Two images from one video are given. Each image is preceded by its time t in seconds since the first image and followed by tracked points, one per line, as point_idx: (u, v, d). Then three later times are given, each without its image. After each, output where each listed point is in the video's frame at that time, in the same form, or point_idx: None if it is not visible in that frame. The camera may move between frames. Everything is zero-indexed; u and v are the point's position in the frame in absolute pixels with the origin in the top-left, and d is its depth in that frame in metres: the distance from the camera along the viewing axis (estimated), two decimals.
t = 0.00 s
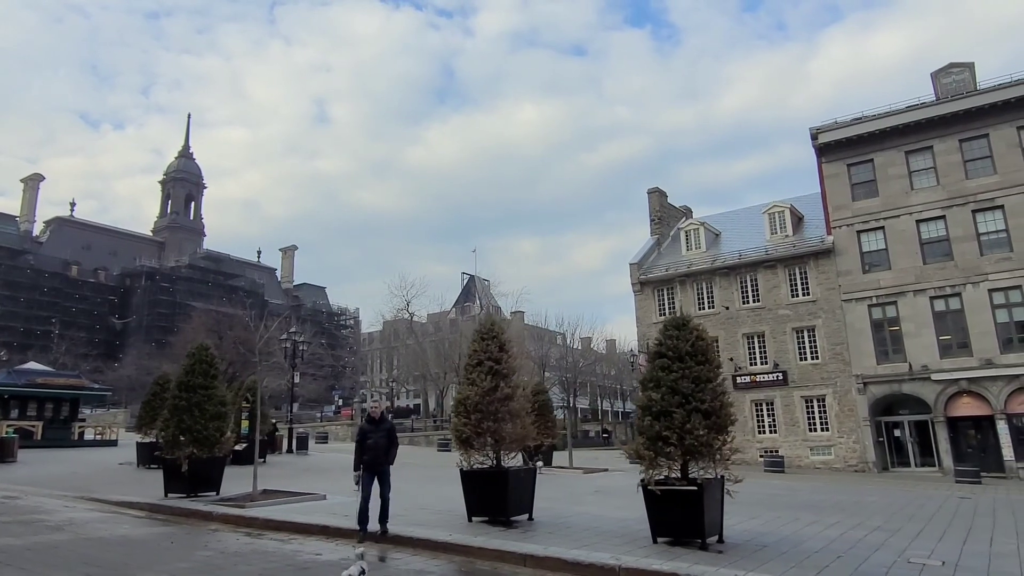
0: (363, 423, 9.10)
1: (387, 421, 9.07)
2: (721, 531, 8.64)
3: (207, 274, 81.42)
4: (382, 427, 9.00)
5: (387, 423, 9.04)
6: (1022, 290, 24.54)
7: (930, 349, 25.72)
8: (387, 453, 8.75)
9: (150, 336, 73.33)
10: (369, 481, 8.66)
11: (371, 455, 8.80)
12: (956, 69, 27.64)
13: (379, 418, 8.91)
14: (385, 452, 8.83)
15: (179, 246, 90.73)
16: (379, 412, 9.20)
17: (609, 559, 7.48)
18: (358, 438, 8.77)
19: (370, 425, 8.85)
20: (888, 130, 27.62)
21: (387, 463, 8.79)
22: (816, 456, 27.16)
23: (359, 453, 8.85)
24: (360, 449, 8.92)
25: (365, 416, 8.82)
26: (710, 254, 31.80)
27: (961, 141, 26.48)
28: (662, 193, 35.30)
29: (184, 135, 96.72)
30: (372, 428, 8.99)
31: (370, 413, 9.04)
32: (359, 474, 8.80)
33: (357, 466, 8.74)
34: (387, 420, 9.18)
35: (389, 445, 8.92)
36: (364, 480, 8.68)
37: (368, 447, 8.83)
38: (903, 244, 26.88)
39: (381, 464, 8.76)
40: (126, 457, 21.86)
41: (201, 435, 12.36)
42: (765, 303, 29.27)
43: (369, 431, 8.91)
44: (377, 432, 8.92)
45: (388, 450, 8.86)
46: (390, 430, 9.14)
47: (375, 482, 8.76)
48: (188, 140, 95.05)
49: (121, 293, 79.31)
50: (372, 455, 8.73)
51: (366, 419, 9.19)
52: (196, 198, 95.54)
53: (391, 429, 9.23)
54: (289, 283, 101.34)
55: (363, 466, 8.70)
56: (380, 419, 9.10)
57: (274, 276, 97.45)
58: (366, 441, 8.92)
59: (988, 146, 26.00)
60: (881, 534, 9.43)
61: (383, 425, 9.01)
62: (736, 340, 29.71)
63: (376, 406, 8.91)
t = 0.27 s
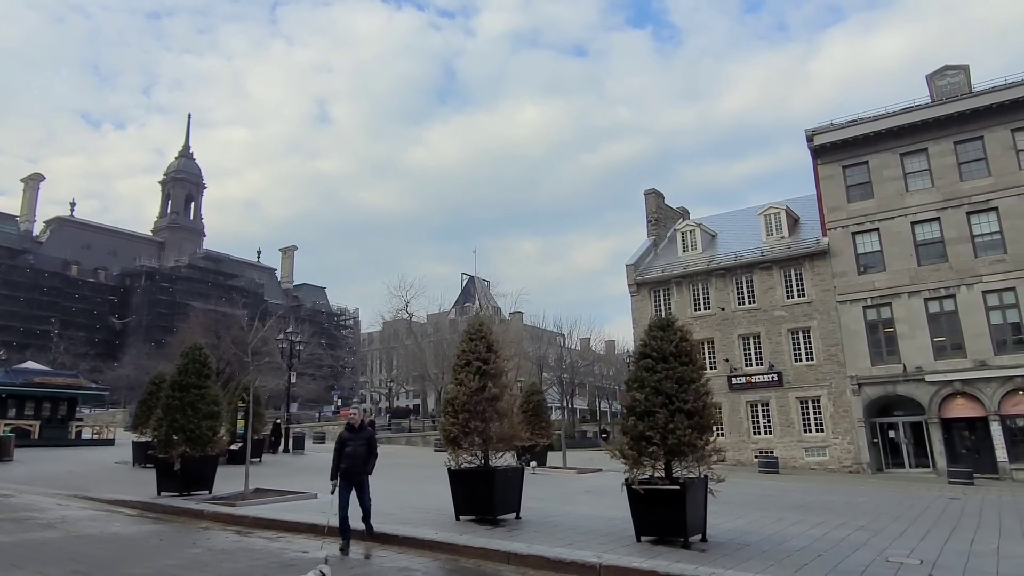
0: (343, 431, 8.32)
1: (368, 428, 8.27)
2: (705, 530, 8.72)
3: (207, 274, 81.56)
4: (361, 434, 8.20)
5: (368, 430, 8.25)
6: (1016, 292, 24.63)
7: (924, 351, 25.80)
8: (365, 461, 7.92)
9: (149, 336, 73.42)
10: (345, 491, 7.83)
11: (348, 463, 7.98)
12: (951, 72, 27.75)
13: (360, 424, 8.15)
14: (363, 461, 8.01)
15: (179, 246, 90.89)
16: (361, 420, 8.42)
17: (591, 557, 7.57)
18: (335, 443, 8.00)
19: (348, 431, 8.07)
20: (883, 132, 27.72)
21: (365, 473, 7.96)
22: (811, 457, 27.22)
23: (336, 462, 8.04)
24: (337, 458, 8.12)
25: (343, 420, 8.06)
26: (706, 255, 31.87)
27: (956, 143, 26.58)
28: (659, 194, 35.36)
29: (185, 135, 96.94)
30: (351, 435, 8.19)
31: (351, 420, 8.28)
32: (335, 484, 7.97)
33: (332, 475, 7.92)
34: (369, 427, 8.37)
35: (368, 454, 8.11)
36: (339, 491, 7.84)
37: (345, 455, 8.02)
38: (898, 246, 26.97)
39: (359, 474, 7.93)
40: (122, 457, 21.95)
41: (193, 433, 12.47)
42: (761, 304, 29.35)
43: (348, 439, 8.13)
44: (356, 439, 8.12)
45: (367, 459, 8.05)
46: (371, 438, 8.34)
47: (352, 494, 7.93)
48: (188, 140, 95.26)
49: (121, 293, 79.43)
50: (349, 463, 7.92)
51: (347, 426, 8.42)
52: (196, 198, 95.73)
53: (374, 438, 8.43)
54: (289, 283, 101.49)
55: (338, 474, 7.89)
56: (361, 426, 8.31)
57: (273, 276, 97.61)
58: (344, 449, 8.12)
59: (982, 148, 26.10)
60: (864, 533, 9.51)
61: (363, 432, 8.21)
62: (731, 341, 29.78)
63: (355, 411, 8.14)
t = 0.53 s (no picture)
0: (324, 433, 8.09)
1: (349, 430, 8.04)
2: (686, 531, 8.84)
3: (205, 274, 81.64)
4: (342, 435, 7.97)
5: (348, 432, 8.02)
6: (1007, 296, 24.76)
7: (916, 354, 25.92)
8: (344, 462, 7.66)
9: (147, 336, 73.50)
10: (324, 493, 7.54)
11: (328, 465, 7.74)
12: (944, 76, 27.90)
13: (340, 425, 7.93)
14: (343, 462, 7.74)
15: (178, 246, 91.01)
16: (342, 422, 8.21)
17: (570, 557, 7.69)
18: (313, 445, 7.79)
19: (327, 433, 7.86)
20: (876, 135, 27.86)
21: (345, 475, 7.68)
22: (803, 459, 27.35)
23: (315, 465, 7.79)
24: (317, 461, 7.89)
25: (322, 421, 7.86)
26: (701, 258, 32.00)
27: (949, 147, 26.72)
28: (655, 197, 35.48)
29: (184, 136, 97.07)
30: (332, 438, 7.97)
31: (332, 421, 8.07)
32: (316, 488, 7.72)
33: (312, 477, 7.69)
34: (350, 429, 8.13)
35: (348, 456, 7.85)
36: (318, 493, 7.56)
37: (325, 457, 7.79)
38: (890, 249, 27.10)
39: (338, 475, 7.65)
40: (116, 457, 22.04)
41: (184, 434, 12.58)
42: (754, 307, 29.47)
43: (327, 440, 7.89)
44: (336, 441, 7.90)
45: (347, 460, 7.79)
46: (352, 441, 8.10)
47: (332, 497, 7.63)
48: (187, 140, 95.41)
49: (119, 293, 79.50)
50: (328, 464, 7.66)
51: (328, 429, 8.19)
52: (195, 199, 95.86)
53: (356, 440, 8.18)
54: (287, 284, 101.56)
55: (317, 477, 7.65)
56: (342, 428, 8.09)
57: (271, 276, 97.68)
58: (325, 451, 7.89)
59: (974, 152, 26.23)
60: (845, 535, 9.61)
61: (344, 434, 7.98)
62: (725, 344, 29.90)
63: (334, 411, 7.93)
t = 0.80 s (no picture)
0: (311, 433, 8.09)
1: (336, 430, 8.00)
2: (669, 529, 8.99)
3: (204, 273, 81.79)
4: (328, 436, 7.94)
5: (334, 432, 7.99)
6: (999, 298, 24.93)
7: (908, 355, 26.08)
8: (328, 463, 7.64)
9: (146, 334, 73.61)
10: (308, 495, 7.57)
11: (312, 467, 7.72)
12: (938, 79, 28.06)
13: (326, 425, 7.89)
14: (327, 463, 7.73)
15: (176, 245, 91.14)
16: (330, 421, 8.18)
17: (553, 554, 7.83)
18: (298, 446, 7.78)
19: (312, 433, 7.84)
20: (870, 138, 28.01)
21: (329, 476, 7.67)
22: (796, 459, 27.50)
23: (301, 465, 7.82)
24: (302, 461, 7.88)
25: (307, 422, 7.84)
26: (696, 259, 32.14)
27: (942, 149, 26.88)
28: (651, 198, 35.62)
29: (183, 135, 97.23)
30: (318, 438, 7.95)
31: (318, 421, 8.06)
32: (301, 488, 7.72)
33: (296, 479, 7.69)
34: (337, 429, 8.10)
35: (334, 456, 7.82)
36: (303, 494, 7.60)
37: (310, 458, 7.78)
38: (884, 251, 27.26)
39: (322, 476, 7.65)
40: (112, 455, 22.17)
41: (178, 432, 12.72)
42: (749, 308, 29.62)
43: (312, 441, 7.88)
44: (321, 441, 7.87)
45: (332, 461, 7.77)
46: (338, 441, 8.07)
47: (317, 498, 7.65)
48: (186, 139, 95.55)
49: (118, 291, 79.62)
50: (311, 466, 7.67)
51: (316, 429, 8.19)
52: (194, 198, 95.99)
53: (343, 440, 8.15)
54: (286, 283, 101.69)
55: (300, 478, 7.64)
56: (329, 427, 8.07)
57: (270, 275, 97.80)
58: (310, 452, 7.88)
59: (968, 155, 26.38)
60: (829, 534, 9.73)
61: (330, 434, 7.95)
62: (719, 344, 30.05)
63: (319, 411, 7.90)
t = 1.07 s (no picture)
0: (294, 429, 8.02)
1: (320, 428, 7.99)
2: (652, 527, 9.13)
3: (202, 272, 81.91)
4: (312, 433, 7.91)
5: (319, 430, 7.96)
6: (990, 299, 25.10)
7: (900, 355, 26.25)
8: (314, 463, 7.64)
9: (143, 333, 73.69)
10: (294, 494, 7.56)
11: (297, 465, 7.69)
12: (930, 81, 28.22)
13: (311, 423, 7.86)
14: (313, 462, 7.73)
15: (174, 244, 91.21)
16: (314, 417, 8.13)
17: (536, 551, 7.98)
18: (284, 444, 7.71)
19: (297, 431, 7.78)
20: (863, 139, 28.17)
21: (315, 475, 7.69)
22: (789, 459, 27.68)
23: (285, 463, 7.76)
24: (286, 458, 7.82)
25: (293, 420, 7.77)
26: (690, 259, 32.29)
27: (934, 151, 27.04)
28: (645, 198, 35.78)
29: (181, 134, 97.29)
30: (302, 435, 7.90)
31: (302, 418, 7.98)
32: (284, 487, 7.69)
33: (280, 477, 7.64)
34: (320, 426, 8.07)
35: (319, 454, 7.82)
36: (288, 493, 7.58)
37: (295, 456, 7.74)
38: (876, 252, 27.42)
39: (308, 475, 7.65)
40: (107, 453, 22.29)
41: (171, 431, 12.85)
42: (742, 308, 29.78)
43: (297, 438, 7.82)
44: (306, 439, 7.83)
45: (317, 459, 7.78)
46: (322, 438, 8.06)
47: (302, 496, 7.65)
48: (184, 138, 95.61)
49: (115, 290, 79.67)
50: (297, 465, 7.63)
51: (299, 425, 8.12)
52: (192, 197, 96.05)
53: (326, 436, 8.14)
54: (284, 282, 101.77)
55: (285, 477, 7.60)
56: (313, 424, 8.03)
57: (268, 274, 97.88)
58: (294, 449, 7.83)
59: (959, 156, 26.55)
60: (811, 531, 9.88)
61: (315, 432, 7.92)
62: (713, 344, 30.21)
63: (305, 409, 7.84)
